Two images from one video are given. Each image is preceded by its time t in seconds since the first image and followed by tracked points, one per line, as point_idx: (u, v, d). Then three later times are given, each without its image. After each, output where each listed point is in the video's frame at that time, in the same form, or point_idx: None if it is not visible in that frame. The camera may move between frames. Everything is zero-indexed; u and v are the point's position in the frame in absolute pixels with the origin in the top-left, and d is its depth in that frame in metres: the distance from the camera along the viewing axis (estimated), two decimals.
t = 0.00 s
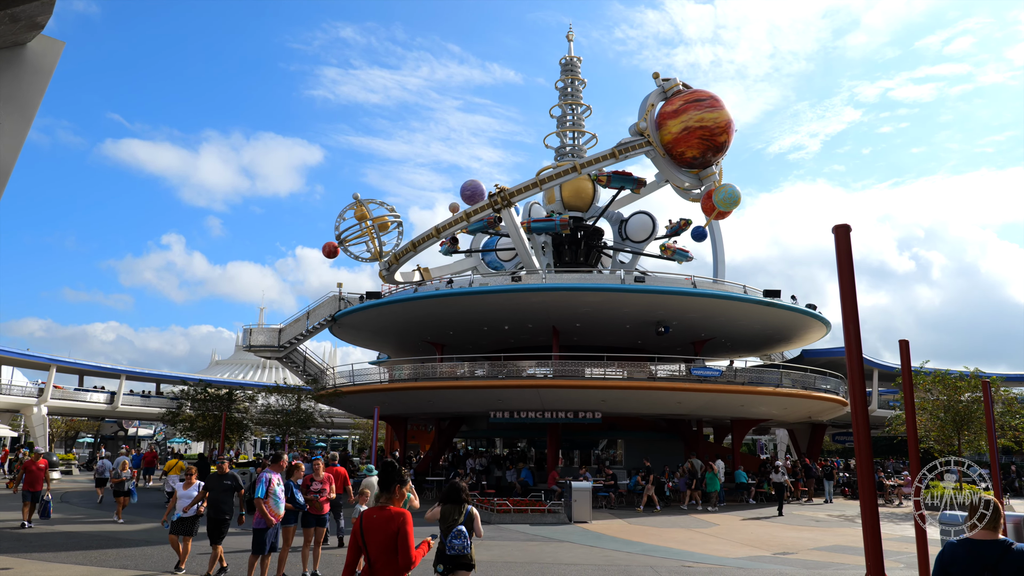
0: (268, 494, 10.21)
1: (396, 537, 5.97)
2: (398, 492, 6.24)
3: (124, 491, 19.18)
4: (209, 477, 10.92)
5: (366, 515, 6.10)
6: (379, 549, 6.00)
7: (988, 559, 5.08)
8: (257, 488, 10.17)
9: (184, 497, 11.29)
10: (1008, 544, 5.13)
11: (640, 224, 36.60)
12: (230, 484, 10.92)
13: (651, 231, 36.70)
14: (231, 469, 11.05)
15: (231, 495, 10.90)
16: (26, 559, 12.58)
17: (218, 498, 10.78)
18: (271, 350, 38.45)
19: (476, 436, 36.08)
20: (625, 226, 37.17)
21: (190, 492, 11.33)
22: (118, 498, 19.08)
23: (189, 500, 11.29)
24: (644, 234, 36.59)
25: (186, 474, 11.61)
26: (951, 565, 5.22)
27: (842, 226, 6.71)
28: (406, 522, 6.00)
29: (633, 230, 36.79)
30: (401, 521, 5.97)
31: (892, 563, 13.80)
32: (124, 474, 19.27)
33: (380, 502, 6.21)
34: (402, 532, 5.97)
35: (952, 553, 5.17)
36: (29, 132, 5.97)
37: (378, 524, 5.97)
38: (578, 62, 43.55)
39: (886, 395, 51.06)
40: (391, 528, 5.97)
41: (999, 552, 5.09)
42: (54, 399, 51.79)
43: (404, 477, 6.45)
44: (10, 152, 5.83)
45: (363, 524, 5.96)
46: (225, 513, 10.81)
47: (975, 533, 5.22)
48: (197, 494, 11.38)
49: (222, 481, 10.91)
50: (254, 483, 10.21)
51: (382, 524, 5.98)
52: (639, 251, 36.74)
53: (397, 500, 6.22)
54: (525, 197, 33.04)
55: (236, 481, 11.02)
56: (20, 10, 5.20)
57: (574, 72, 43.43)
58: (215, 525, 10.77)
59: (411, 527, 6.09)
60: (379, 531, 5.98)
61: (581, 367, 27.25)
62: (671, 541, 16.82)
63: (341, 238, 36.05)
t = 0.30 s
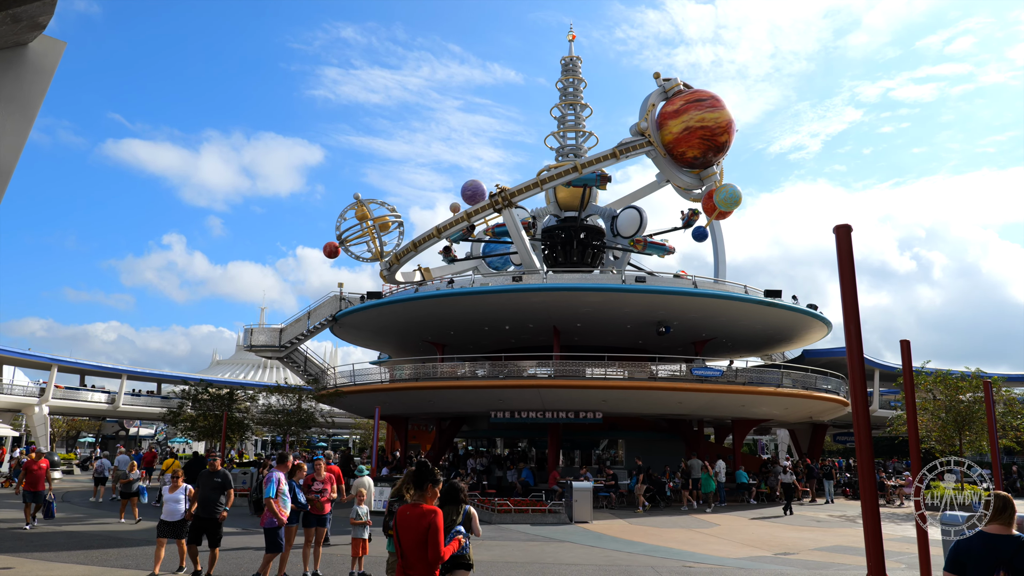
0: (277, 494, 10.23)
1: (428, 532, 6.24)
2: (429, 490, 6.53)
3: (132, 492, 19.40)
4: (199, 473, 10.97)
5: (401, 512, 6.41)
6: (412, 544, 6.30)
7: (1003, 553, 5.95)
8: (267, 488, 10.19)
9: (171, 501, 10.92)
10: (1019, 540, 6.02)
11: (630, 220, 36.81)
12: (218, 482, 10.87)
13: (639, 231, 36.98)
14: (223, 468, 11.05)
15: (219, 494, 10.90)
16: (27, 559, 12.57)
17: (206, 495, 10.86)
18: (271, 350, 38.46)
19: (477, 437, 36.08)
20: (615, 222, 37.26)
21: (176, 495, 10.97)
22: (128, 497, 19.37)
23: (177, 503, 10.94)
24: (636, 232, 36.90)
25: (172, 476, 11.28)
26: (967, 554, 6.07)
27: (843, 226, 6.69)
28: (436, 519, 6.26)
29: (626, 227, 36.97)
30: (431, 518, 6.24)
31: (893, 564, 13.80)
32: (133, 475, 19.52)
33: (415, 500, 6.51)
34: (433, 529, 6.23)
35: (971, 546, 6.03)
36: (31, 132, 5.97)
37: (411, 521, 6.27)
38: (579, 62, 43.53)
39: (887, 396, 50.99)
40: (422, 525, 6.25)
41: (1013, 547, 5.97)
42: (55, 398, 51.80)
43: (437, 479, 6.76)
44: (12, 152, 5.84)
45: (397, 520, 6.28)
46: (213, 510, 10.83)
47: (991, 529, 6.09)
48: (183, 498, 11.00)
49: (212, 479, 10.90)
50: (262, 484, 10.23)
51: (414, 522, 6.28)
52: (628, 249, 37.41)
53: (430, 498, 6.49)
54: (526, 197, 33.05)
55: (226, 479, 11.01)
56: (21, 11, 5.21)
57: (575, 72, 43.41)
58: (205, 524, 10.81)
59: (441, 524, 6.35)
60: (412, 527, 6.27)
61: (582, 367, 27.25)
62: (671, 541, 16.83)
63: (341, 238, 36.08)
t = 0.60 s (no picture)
0: (288, 496, 10.28)
1: (471, 530, 6.35)
2: (472, 489, 6.68)
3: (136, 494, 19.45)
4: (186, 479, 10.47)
5: (444, 511, 6.54)
6: (456, 541, 6.42)
7: (1009, 550, 5.95)
8: (280, 490, 10.25)
9: (160, 500, 10.74)
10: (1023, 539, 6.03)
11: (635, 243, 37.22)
12: (207, 486, 10.43)
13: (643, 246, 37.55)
14: (210, 472, 10.63)
15: (208, 499, 10.43)
16: (31, 559, 12.60)
17: (195, 502, 10.35)
18: (274, 351, 38.50)
19: (480, 438, 36.09)
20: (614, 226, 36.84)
21: (165, 494, 10.81)
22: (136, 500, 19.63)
23: (166, 502, 10.76)
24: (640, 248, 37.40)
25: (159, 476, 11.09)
26: (973, 552, 6.06)
27: (846, 227, 6.68)
28: (479, 517, 6.40)
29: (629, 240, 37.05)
30: (474, 516, 6.36)
31: (897, 565, 13.75)
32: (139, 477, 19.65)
33: (457, 499, 6.64)
34: (476, 527, 6.36)
35: (978, 543, 6.02)
36: (35, 133, 5.95)
37: (456, 518, 6.39)
38: (580, 63, 43.59)
39: (890, 397, 50.97)
40: (466, 523, 6.37)
41: (1018, 546, 5.98)
42: (58, 400, 51.93)
43: (475, 479, 6.88)
44: (15, 153, 5.82)
45: (442, 518, 6.39)
46: (200, 516, 10.32)
47: (996, 528, 6.10)
48: (173, 496, 10.88)
49: (200, 483, 10.46)
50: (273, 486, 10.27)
51: (458, 519, 6.40)
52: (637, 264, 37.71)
53: (471, 496, 6.64)
54: (528, 198, 33.05)
55: (214, 483, 10.56)
56: (24, 13, 5.19)
57: (577, 73, 43.46)
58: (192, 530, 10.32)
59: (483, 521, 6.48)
60: (455, 524, 6.40)
61: (584, 368, 27.24)
62: (674, 543, 16.80)
63: (344, 239, 36.13)
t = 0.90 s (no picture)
0: (302, 498, 10.25)
1: (504, 529, 6.43)
2: (502, 491, 6.65)
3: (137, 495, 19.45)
4: (176, 480, 10.15)
5: (478, 510, 6.58)
6: (489, 540, 6.46)
7: (1007, 545, 6.00)
8: (295, 493, 10.17)
9: (147, 507, 10.40)
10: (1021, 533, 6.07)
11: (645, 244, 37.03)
12: (199, 486, 10.20)
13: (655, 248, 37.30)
14: (199, 473, 10.41)
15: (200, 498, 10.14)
16: (32, 562, 12.60)
17: (184, 502, 9.97)
18: (276, 353, 38.51)
19: (481, 439, 36.11)
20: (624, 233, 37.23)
21: (153, 501, 10.47)
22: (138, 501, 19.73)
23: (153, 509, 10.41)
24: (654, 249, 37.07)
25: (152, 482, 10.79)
26: (973, 550, 6.13)
27: (846, 228, 6.68)
28: (512, 517, 6.46)
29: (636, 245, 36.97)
30: (507, 517, 6.42)
31: (899, 567, 13.75)
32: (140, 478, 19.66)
33: (489, 499, 6.64)
34: (509, 527, 6.43)
35: (977, 541, 6.07)
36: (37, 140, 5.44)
37: (491, 516, 6.45)
38: (581, 66, 43.66)
39: (891, 398, 51.00)
40: (500, 523, 6.44)
41: (1018, 541, 6.03)
42: (59, 402, 51.95)
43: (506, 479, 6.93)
44: (15, 160, 5.31)
45: (476, 516, 6.46)
46: (190, 514, 9.92)
47: (995, 523, 6.14)
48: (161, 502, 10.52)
49: (190, 484, 10.19)
50: (287, 489, 10.21)
51: (492, 518, 6.47)
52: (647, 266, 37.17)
53: (504, 496, 6.65)
54: (530, 200, 33.05)
55: (205, 484, 10.32)
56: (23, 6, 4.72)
57: (578, 75, 43.53)
58: (177, 532, 9.77)
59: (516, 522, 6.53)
60: (490, 524, 6.45)
61: (586, 369, 27.23)
62: (676, 544, 16.79)
63: (345, 241, 36.14)
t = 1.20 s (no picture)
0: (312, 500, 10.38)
1: (527, 523, 6.99)
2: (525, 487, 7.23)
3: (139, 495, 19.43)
4: (167, 484, 9.94)
5: (502, 507, 7.15)
6: (514, 533, 7.06)
7: (1017, 546, 5.99)
8: (306, 494, 10.28)
9: (134, 506, 9.96)
10: None
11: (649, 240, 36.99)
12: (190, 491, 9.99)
13: (663, 241, 37.14)
14: (190, 478, 10.21)
15: (191, 505, 9.94)
16: (32, 562, 12.61)
17: (175, 507, 9.78)
18: (276, 354, 38.50)
19: (482, 440, 36.15)
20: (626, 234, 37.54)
21: (140, 501, 10.02)
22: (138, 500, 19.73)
23: (139, 509, 9.98)
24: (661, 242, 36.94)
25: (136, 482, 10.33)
26: (984, 549, 6.13)
27: (847, 229, 6.68)
28: (534, 512, 7.00)
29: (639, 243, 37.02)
30: (530, 512, 6.95)
31: (900, 568, 13.75)
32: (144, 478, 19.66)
33: (514, 496, 7.22)
34: (532, 522, 6.99)
35: (987, 539, 6.08)
36: (38, 140, 5.44)
37: (515, 513, 7.00)
38: (582, 67, 43.71)
39: (892, 399, 51.07)
40: (523, 519, 6.99)
41: None
42: (60, 402, 51.94)
43: (528, 475, 7.44)
44: (17, 160, 5.32)
45: (502, 513, 7.02)
46: (180, 521, 9.69)
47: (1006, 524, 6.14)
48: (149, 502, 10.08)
49: (181, 489, 9.98)
50: (298, 490, 10.31)
51: (516, 514, 7.04)
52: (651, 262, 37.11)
53: (527, 493, 7.21)
54: (531, 200, 33.06)
55: (195, 490, 10.14)
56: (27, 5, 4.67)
57: (579, 76, 43.60)
58: (167, 537, 9.62)
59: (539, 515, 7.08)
60: (514, 518, 7.02)
61: (586, 370, 27.22)
62: (677, 546, 16.78)
63: (346, 242, 36.09)
